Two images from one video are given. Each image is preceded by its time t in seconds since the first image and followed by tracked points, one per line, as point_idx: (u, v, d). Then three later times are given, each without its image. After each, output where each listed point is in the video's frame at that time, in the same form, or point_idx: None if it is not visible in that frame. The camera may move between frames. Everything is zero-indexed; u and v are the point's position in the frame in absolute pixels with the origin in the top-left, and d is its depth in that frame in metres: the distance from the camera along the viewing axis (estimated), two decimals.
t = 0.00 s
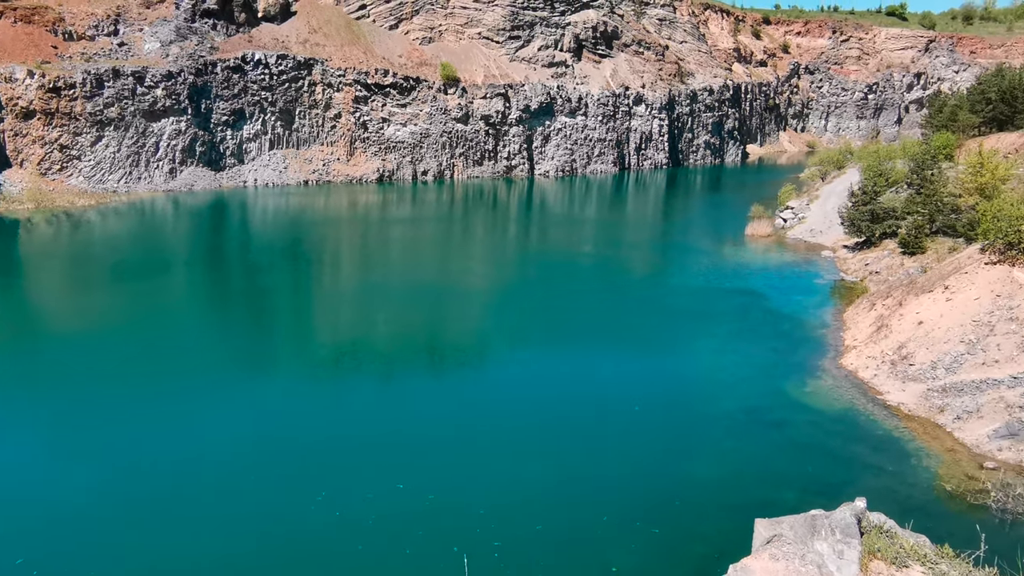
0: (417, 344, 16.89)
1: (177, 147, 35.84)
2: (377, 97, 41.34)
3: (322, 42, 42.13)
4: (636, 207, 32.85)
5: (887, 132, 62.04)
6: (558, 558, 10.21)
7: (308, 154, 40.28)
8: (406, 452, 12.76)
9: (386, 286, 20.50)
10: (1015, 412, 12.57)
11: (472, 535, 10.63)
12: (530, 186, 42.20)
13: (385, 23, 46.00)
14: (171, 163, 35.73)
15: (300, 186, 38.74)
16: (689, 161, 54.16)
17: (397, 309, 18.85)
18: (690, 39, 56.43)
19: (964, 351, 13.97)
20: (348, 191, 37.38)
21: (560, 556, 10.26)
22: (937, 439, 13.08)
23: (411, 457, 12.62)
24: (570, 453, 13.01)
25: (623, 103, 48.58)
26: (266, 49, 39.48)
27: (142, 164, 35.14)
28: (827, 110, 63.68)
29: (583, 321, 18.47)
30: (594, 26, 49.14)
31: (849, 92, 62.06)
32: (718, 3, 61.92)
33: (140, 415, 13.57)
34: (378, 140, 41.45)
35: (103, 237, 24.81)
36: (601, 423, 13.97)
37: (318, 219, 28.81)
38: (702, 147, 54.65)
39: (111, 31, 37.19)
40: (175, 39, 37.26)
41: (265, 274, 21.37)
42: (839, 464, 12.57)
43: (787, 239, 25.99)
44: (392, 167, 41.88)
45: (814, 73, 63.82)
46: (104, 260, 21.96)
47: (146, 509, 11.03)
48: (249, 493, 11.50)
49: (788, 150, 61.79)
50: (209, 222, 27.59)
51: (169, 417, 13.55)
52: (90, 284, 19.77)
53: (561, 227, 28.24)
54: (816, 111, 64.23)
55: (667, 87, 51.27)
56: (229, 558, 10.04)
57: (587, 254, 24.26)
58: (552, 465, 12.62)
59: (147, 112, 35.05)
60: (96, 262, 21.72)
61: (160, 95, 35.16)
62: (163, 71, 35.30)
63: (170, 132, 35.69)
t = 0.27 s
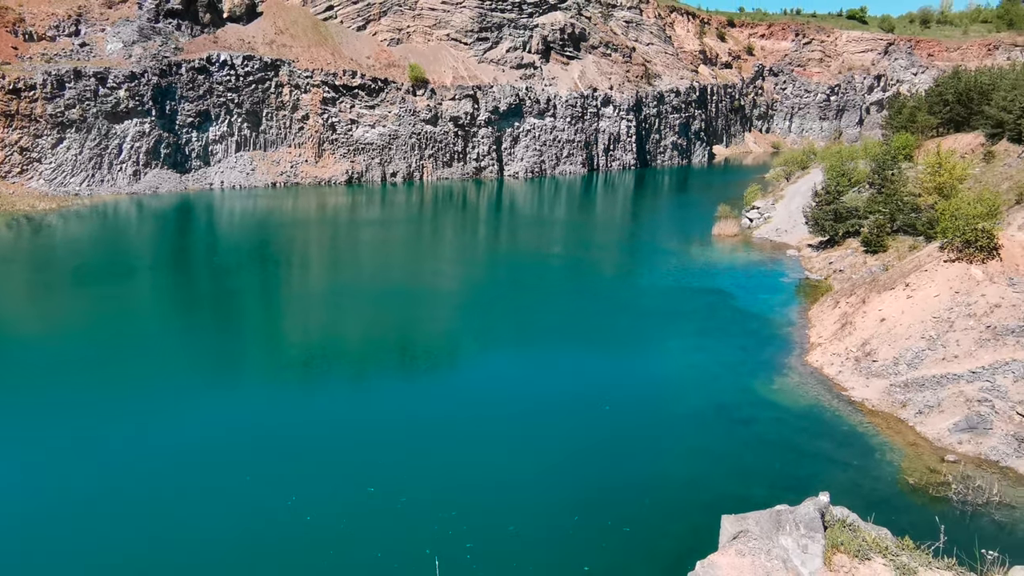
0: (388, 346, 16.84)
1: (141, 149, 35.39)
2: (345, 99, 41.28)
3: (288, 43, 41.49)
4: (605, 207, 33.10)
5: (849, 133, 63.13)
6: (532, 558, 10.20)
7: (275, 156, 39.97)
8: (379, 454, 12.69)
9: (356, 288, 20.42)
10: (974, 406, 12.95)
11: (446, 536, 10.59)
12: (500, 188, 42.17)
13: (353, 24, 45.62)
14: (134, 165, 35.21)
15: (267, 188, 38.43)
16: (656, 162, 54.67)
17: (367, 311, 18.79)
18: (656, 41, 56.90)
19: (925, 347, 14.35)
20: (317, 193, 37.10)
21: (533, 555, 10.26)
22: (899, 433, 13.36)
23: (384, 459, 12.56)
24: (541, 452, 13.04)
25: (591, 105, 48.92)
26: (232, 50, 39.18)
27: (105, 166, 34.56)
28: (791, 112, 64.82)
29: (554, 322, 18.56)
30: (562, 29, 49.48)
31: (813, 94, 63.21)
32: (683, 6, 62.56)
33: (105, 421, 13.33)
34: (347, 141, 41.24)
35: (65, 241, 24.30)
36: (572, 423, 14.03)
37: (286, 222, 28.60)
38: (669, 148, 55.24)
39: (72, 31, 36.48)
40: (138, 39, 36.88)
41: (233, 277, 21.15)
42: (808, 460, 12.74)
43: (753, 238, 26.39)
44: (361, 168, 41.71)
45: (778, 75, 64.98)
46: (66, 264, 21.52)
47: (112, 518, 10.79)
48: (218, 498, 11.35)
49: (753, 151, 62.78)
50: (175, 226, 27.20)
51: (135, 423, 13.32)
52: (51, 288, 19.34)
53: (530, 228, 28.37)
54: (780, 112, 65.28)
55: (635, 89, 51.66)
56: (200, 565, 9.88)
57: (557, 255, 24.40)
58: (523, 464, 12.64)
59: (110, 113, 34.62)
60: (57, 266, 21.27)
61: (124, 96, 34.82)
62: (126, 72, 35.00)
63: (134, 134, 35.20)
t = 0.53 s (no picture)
0: (357, 352, 16.74)
1: (101, 152, 34.70)
2: (312, 101, 40.94)
3: (253, 45, 41.16)
4: (573, 210, 33.29)
5: (811, 135, 64.26)
6: (504, 562, 10.17)
7: (241, 159, 39.50)
8: (349, 461, 12.60)
9: (325, 293, 20.26)
10: (933, 402, 13.29)
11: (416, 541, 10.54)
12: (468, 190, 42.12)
13: (319, 26, 45.15)
14: (94, 169, 34.50)
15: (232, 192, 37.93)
16: (623, 165, 55.18)
17: (336, 316, 18.65)
18: (623, 45, 57.43)
19: (885, 346, 14.76)
20: (283, 197, 36.66)
21: (504, 559, 10.24)
22: (862, 430, 13.64)
23: (354, 465, 12.47)
24: (511, 455, 13.06)
25: (558, 108, 49.32)
26: (195, 52, 38.57)
27: (64, 170, 33.83)
28: (755, 115, 66.19)
29: (524, 324, 18.62)
30: (529, 32, 49.51)
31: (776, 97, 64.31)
32: (649, 10, 63.19)
33: (65, 433, 13.03)
34: (314, 144, 40.81)
35: (22, 248, 23.70)
36: (542, 426, 14.08)
37: (252, 226, 28.27)
38: (636, 150, 55.79)
39: (29, 32, 35.67)
40: (98, 40, 36.27)
41: (199, 283, 20.84)
42: (773, 458, 12.93)
43: (720, 239, 26.76)
44: (328, 171, 41.33)
45: (742, 78, 66.22)
46: (24, 272, 20.99)
47: (74, 534, 10.52)
48: (184, 508, 11.16)
49: (718, 154, 63.77)
50: (138, 231, 26.71)
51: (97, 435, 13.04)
52: (7, 297, 18.85)
53: (500, 230, 28.42)
54: (744, 116, 66.69)
55: (602, 92, 52.07)
56: None
57: (526, 258, 24.48)
58: (493, 468, 12.64)
59: (69, 116, 33.97)
60: (14, 274, 20.73)
61: (83, 98, 34.19)
62: (86, 73, 34.35)
63: (94, 136, 34.53)
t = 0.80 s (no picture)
0: (330, 355, 16.67)
1: (66, 155, 34.11)
2: (283, 103, 40.66)
3: (223, 45, 40.95)
4: (547, 212, 33.39)
5: (780, 137, 65.21)
6: (479, 564, 10.17)
7: (211, 161, 39.09)
8: (322, 465, 12.51)
9: (297, 297, 20.11)
10: (900, 398, 13.51)
11: (391, 545, 10.50)
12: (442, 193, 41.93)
13: (290, 27, 44.94)
14: (60, 171, 34.00)
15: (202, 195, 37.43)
16: (597, 166, 55.50)
17: (308, 320, 18.52)
18: (594, 47, 57.91)
19: (853, 343, 15.06)
20: (255, 200, 36.24)
21: (480, 560, 10.24)
22: (831, 427, 13.81)
23: (327, 469, 12.39)
24: (485, 458, 13.07)
25: (531, 110, 49.19)
26: (163, 53, 38.05)
27: (28, 172, 33.42)
28: (725, 117, 67.36)
29: (498, 327, 18.66)
30: (501, 34, 49.76)
31: (745, 100, 65.13)
32: (620, 13, 64.37)
33: (30, 442, 12.78)
34: (285, 147, 40.62)
35: None
36: (516, 427, 14.11)
37: (223, 230, 27.97)
38: (609, 152, 56.12)
39: None
40: (63, 41, 35.65)
41: (167, 288, 20.55)
42: (744, 456, 13.06)
43: (692, 240, 27.06)
44: (300, 174, 41.08)
45: (712, 81, 67.59)
46: None
47: (38, 544, 10.30)
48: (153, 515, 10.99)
49: (690, 156, 64.41)
50: (105, 235, 26.28)
51: (63, 443, 12.80)
52: None
53: (473, 233, 28.43)
54: (715, 118, 68.03)
55: (574, 94, 52.39)
56: None
57: (500, 260, 24.52)
58: (467, 471, 12.63)
59: (33, 118, 33.35)
60: None
61: (48, 100, 33.53)
62: (50, 74, 33.64)
63: (60, 139, 34.00)
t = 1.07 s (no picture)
0: (304, 364, 16.52)
1: (29, 162, 33.44)
2: (254, 109, 40.35)
3: (191, 51, 40.36)
4: (521, 218, 33.48)
5: (750, 143, 66.19)
6: (456, 571, 10.13)
7: (180, 168, 38.62)
8: (296, 474, 12.39)
9: (270, 305, 19.92)
10: (869, 398, 13.76)
11: (367, 553, 10.43)
12: (416, 199, 41.77)
13: (259, 33, 44.55)
14: (23, 179, 33.26)
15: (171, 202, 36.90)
16: (570, 172, 55.85)
17: (281, 328, 18.35)
18: (566, 54, 58.75)
19: (823, 345, 15.34)
20: (225, 207, 35.77)
21: (456, 568, 10.20)
22: (802, 428, 13.98)
23: (301, 479, 12.27)
24: (461, 464, 13.05)
25: (504, 116, 49.49)
26: (129, 58, 37.46)
27: None
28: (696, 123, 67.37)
29: (474, 333, 18.68)
30: (474, 40, 49.85)
31: (715, 106, 65.86)
32: (591, 21, 65.30)
33: None
34: (256, 153, 40.21)
35: None
36: (491, 433, 14.12)
37: (193, 237, 27.59)
38: (582, 158, 56.54)
39: None
40: (25, 46, 34.72)
41: (136, 297, 20.21)
42: (717, 458, 13.19)
43: (664, 245, 27.34)
44: (272, 180, 40.77)
45: (682, 88, 68.13)
46: None
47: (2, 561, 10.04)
48: (123, 530, 10.78)
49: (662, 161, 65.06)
50: (71, 244, 25.75)
51: (27, 458, 12.49)
52: None
53: (448, 239, 28.43)
54: (685, 124, 68.23)
55: (547, 100, 52.72)
56: None
57: (475, 266, 24.55)
58: (442, 478, 12.60)
59: None
60: None
61: (10, 105, 32.94)
62: (12, 80, 32.99)
63: (22, 145, 33.30)
